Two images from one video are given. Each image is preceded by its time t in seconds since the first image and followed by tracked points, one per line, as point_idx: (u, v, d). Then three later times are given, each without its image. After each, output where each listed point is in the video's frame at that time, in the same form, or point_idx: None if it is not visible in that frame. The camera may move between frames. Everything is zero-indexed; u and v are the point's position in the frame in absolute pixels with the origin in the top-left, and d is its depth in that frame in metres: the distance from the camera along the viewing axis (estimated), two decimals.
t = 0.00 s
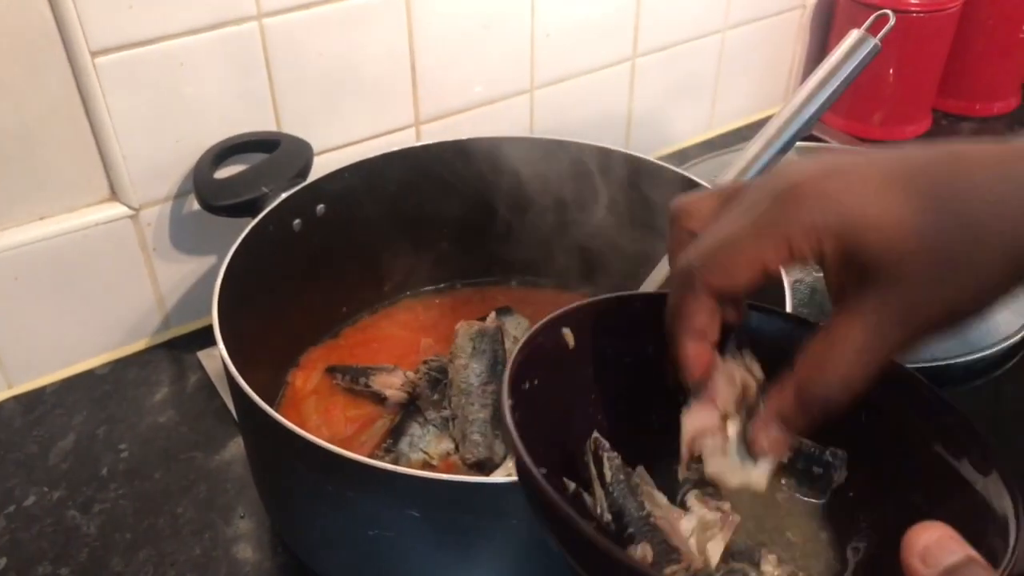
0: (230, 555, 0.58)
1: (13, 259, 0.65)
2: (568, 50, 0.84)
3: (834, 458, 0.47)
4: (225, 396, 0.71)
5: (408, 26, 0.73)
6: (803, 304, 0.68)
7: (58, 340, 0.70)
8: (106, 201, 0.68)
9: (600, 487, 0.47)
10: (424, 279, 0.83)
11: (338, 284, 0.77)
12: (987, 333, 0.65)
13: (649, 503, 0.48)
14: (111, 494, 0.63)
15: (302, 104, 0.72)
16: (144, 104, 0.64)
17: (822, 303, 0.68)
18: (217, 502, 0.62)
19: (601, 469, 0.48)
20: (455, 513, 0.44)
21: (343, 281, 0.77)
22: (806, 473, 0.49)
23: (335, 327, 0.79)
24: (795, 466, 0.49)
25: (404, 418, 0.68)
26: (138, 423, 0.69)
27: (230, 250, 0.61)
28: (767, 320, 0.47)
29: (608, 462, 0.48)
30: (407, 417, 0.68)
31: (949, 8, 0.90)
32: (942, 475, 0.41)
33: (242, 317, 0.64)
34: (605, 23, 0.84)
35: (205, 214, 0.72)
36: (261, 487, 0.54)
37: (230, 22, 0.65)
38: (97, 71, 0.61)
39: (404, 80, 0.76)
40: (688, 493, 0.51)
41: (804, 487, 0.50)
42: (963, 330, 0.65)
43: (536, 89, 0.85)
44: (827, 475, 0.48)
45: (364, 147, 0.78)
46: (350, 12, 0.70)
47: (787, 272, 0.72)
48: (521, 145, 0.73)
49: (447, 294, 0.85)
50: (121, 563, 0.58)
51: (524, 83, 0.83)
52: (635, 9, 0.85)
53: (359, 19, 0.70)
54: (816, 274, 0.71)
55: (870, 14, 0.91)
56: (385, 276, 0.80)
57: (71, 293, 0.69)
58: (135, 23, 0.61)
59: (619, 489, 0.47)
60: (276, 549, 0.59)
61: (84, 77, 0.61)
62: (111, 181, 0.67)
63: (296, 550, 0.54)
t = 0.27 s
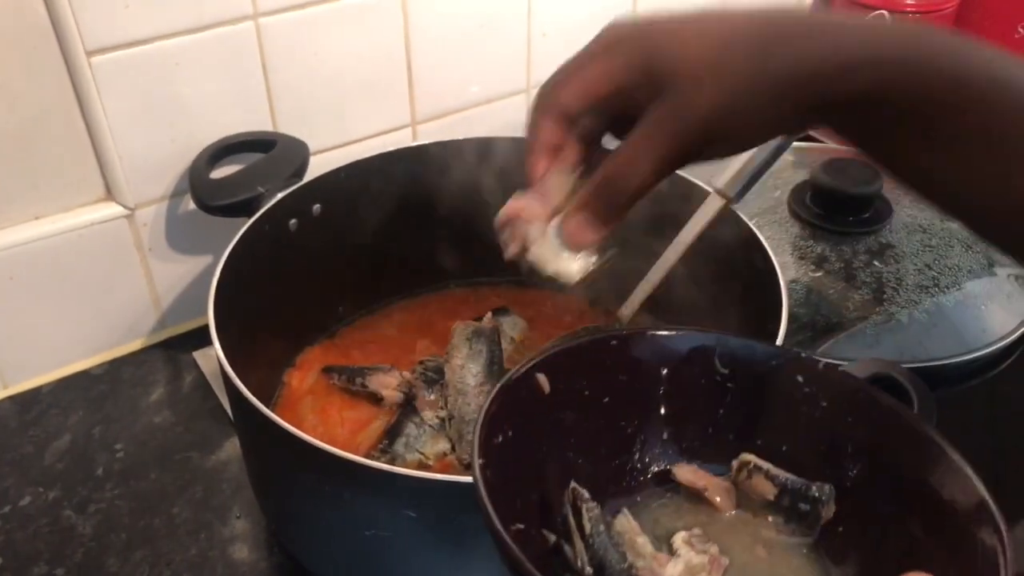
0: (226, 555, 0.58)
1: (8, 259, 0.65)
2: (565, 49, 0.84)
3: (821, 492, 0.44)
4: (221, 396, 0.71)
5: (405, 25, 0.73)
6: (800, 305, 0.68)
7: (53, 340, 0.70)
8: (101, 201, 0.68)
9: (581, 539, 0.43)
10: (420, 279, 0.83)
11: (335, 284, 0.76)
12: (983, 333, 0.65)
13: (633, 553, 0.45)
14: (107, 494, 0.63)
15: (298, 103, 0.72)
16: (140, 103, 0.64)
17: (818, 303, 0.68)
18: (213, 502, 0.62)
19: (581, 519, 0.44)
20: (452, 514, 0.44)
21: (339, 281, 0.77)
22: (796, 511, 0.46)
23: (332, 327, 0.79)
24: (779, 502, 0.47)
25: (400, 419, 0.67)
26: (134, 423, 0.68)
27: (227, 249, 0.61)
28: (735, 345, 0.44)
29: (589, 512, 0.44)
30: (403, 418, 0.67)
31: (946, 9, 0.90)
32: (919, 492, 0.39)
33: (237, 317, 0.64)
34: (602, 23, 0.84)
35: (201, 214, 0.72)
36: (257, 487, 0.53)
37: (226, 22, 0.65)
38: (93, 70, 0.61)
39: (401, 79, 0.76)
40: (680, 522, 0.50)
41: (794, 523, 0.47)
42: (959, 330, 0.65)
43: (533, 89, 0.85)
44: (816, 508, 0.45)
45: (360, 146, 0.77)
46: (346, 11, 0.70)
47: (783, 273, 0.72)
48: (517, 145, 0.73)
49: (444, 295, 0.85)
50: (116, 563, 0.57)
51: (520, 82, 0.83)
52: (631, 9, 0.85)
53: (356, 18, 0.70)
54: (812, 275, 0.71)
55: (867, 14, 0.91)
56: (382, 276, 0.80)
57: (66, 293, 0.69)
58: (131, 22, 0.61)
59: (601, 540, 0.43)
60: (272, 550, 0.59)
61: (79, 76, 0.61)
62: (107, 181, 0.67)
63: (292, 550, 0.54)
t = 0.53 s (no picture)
0: (227, 554, 0.58)
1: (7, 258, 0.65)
2: (565, 48, 0.84)
3: (781, 514, 0.43)
4: (222, 395, 0.71)
5: (404, 24, 0.73)
6: (801, 303, 0.68)
7: (53, 339, 0.70)
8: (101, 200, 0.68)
9: (546, 521, 0.41)
10: (420, 278, 0.83)
11: (335, 283, 0.76)
12: (985, 331, 0.65)
13: (595, 541, 0.42)
14: (107, 493, 0.63)
15: (298, 102, 0.72)
16: (140, 103, 0.64)
17: (819, 302, 0.68)
18: (213, 502, 0.62)
19: (548, 500, 0.42)
20: (453, 512, 0.44)
21: (339, 280, 0.77)
22: (754, 528, 0.44)
23: (332, 326, 0.79)
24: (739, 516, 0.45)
25: (401, 418, 0.67)
26: (134, 423, 0.68)
27: (227, 248, 0.61)
28: (718, 365, 0.44)
29: (556, 492, 0.43)
30: (404, 417, 0.67)
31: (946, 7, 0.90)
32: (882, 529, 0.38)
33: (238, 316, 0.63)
34: (602, 22, 0.84)
35: (201, 213, 0.72)
36: (257, 486, 0.53)
37: (225, 21, 0.65)
38: (93, 69, 0.61)
39: (401, 78, 0.76)
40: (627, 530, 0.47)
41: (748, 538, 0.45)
42: (961, 328, 0.65)
43: (532, 88, 0.85)
44: (775, 525, 0.44)
45: (360, 146, 0.77)
46: (346, 11, 0.70)
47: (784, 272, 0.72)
48: (518, 144, 0.73)
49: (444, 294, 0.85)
50: (117, 563, 0.57)
51: (520, 81, 0.83)
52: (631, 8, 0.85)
53: (356, 17, 0.70)
54: (813, 273, 0.71)
55: (867, 12, 0.91)
56: (382, 275, 0.80)
57: (66, 292, 0.69)
58: (130, 21, 0.61)
59: (567, 520, 0.42)
60: (272, 549, 0.58)
61: (79, 75, 0.61)
62: (107, 180, 0.67)
63: (292, 549, 0.54)
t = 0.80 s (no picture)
0: (229, 553, 0.58)
1: (10, 258, 0.65)
2: (567, 47, 0.84)
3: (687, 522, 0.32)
4: (224, 395, 0.71)
5: (407, 23, 0.73)
6: (802, 302, 0.68)
7: (55, 339, 0.70)
8: (103, 199, 0.68)
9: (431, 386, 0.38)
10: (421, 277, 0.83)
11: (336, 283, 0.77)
12: (987, 329, 0.65)
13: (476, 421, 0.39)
14: (110, 492, 0.63)
15: (299, 102, 0.72)
16: (142, 102, 0.64)
17: (821, 300, 0.68)
18: (216, 501, 0.62)
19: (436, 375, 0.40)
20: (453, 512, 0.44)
21: (341, 280, 0.77)
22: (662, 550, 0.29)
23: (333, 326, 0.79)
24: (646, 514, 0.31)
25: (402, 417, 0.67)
26: (136, 422, 0.69)
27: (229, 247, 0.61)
28: (610, 312, 0.52)
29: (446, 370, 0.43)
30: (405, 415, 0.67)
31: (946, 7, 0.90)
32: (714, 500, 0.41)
33: (240, 315, 0.64)
34: (605, 21, 0.84)
35: (202, 212, 0.72)
36: (259, 485, 0.54)
37: (228, 20, 0.65)
38: (95, 69, 0.61)
39: (403, 77, 0.76)
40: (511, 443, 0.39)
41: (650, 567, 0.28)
42: (963, 326, 0.65)
43: (534, 87, 0.85)
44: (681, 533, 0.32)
45: (361, 145, 0.78)
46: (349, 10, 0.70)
47: (786, 271, 0.72)
48: (520, 143, 0.73)
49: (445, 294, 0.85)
50: (119, 562, 0.57)
51: (522, 80, 0.83)
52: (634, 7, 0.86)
53: (358, 16, 0.70)
54: (814, 272, 0.71)
55: (868, 12, 0.91)
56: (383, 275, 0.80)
57: (68, 292, 0.69)
58: (132, 21, 0.61)
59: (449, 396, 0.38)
60: (274, 548, 0.59)
61: (81, 75, 0.61)
62: (109, 180, 0.67)
63: (293, 547, 0.54)
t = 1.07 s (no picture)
0: (232, 554, 0.58)
1: (13, 259, 0.65)
2: (570, 47, 0.84)
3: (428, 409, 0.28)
4: (227, 396, 0.71)
5: (410, 23, 0.73)
6: (805, 302, 0.68)
7: (58, 340, 0.70)
8: (106, 200, 0.68)
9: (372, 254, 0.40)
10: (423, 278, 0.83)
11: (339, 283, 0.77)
12: (989, 329, 0.65)
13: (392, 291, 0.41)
14: (113, 493, 0.63)
15: (301, 102, 0.72)
16: (145, 103, 0.64)
17: (823, 300, 0.68)
18: (219, 502, 0.62)
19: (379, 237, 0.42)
20: (456, 513, 0.44)
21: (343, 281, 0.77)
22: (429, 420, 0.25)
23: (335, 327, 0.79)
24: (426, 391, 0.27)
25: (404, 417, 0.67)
26: (140, 423, 0.69)
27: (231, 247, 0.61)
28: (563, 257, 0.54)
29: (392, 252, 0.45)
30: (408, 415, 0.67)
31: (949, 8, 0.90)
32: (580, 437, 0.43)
33: (242, 316, 0.63)
34: (608, 21, 0.84)
35: (205, 213, 0.72)
36: (262, 486, 0.53)
37: (230, 21, 0.65)
38: (98, 70, 0.61)
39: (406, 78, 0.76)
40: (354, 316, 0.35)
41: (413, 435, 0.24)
42: (965, 327, 0.65)
43: (537, 88, 0.85)
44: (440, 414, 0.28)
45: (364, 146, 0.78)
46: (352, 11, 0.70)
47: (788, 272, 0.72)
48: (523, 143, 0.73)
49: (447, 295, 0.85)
50: (123, 563, 0.58)
51: (525, 80, 0.83)
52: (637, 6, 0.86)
53: (361, 16, 0.70)
54: (817, 273, 0.71)
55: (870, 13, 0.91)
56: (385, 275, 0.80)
57: (71, 293, 0.69)
58: (135, 22, 0.61)
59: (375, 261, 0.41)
60: (277, 549, 0.59)
61: (84, 76, 0.61)
62: (112, 181, 0.67)
63: (296, 548, 0.54)
